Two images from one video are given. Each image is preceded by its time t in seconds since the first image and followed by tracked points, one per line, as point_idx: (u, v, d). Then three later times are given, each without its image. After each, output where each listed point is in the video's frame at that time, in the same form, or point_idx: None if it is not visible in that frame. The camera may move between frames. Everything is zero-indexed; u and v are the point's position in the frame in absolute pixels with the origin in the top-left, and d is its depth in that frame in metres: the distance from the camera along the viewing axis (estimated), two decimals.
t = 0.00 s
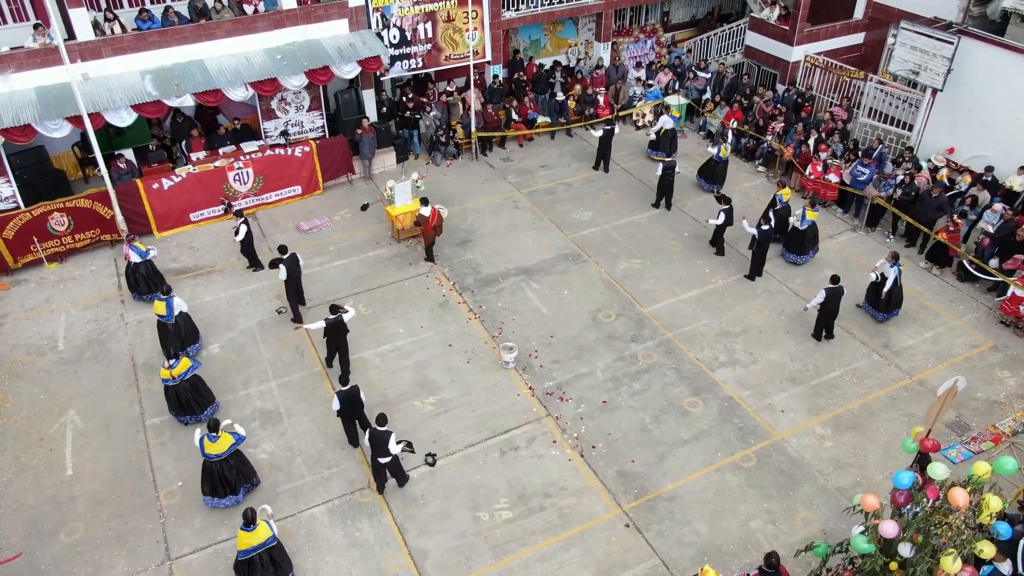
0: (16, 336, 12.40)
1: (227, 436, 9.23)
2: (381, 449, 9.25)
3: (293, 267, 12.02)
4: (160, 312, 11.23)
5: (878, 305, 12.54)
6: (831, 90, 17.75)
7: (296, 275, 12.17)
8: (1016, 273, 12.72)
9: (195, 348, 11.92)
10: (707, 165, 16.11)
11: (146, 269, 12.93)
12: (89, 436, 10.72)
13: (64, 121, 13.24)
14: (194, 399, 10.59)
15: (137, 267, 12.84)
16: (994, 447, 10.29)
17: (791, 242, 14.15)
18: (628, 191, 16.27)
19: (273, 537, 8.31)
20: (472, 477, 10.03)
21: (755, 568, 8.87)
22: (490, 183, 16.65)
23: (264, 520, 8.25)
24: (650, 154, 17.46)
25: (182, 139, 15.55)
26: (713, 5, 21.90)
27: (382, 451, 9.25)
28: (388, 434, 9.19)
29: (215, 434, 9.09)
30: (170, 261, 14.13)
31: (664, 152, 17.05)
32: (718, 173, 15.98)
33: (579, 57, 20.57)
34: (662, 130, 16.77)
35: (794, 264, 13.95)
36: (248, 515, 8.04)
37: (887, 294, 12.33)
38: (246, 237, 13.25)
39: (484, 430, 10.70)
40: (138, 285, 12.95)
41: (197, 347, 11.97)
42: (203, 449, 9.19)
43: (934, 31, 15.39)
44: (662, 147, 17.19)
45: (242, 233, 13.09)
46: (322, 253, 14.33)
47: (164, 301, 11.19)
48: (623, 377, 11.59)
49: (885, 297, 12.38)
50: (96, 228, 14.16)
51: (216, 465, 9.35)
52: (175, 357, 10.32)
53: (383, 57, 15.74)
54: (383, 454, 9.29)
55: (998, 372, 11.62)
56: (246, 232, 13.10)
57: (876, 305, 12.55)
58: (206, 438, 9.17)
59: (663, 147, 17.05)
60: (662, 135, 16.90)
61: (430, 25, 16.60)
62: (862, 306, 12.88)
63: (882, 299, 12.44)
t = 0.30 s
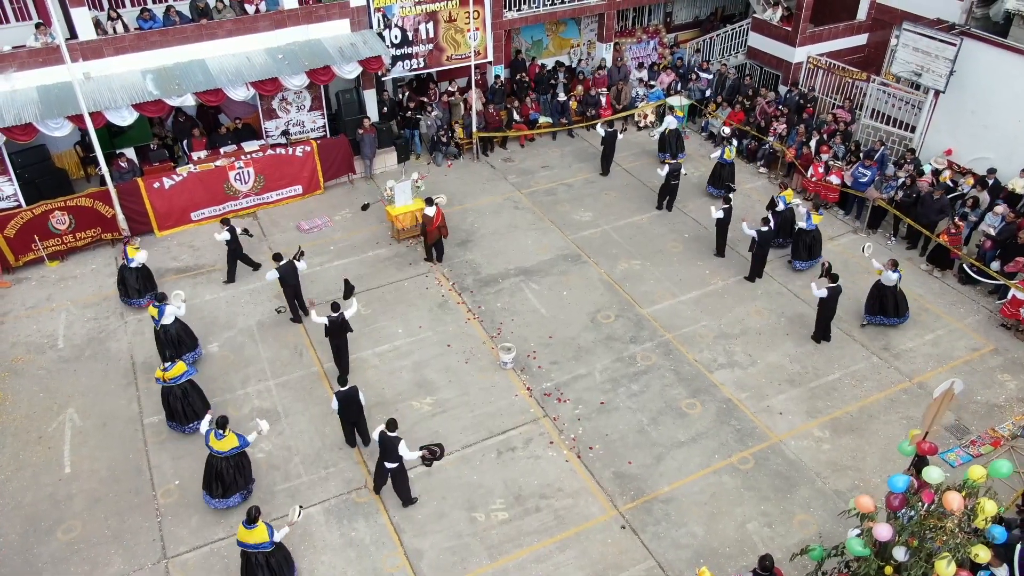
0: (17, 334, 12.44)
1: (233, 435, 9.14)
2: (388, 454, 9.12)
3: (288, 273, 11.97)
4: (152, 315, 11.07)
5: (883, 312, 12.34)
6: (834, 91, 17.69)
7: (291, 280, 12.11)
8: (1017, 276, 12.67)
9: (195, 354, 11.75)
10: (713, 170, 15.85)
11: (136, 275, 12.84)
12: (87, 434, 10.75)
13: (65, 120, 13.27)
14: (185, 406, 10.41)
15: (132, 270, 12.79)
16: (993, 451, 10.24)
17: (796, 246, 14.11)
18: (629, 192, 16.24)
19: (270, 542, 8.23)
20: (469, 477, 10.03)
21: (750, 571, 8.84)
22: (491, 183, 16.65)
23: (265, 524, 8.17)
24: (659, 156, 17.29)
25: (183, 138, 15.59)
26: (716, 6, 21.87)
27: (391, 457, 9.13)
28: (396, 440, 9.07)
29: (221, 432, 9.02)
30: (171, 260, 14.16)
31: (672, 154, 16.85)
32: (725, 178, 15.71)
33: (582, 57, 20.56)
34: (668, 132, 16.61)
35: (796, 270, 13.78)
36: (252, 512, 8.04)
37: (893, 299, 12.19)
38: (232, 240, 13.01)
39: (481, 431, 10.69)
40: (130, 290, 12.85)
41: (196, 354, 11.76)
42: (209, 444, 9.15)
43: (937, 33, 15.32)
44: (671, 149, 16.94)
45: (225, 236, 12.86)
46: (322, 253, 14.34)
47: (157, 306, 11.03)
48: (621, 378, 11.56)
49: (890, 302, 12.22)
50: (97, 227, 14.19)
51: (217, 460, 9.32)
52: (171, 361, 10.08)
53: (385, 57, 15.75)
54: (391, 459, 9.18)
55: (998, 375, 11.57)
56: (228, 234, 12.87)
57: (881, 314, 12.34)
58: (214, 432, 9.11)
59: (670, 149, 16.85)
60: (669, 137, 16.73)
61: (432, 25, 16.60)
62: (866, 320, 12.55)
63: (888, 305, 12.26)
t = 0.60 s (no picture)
0: (17, 332, 12.48)
1: (245, 431, 9.20)
2: (401, 451, 9.15)
3: (285, 281, 11.67)
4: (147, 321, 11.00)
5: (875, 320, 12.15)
6: (836, 92, 17.63)
7: (290, 292, 11.78)
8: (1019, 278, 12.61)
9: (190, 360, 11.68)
10: (721, 173, 15.75)
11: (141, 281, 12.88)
12: (86, 432, 10.78)
13: (67, 119, 13.30)
14: (180, 413, 10.33)
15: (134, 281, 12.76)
16: (992, 454, 10.20)
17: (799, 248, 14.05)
18: (630, 193, 16.22)
19: (269, 541, 8.24)
20: (466, 477, 10.03)
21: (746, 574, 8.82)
22: (492, 183, 16.65)
23: (268, 522, 8.17)
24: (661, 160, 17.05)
25: (185, 137, 15.65)
26: (719, 6, 21.82)
27: (405, 454, 9.15)
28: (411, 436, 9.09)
29: (233, 427, 9.09)
30: (171, 259, 14.19)
31: (675, 156, 16.66)
32: (734, 180, 15.62)
33: (584, 58, 20.56)
34: (672, 134, 16.42)
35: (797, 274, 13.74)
36: (256, 510, 8.03)
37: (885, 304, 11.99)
38: (217, 246, 12.82)
39: (479, 431, 10.69)
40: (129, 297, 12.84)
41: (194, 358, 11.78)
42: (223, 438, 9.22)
43: (940, 34, 15.38)
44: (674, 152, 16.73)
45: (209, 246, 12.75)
46: (322, 253, 14.35)
47: (152, 312, 10.93)
48: (619, 379, 11.55)
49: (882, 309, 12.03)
50: (98, 226, 14.23)
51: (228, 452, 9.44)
52: (177, 365, 10.09)
53: (386, 57, 15.76)
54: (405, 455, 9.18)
55: (999, 379, 11.51)
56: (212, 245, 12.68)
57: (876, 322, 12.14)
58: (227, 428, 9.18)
59: (674, 151, 16.64)
60: (672, 139, 16.54)
61: (433, 25, 16.61)
62: (867, 330, 12.30)
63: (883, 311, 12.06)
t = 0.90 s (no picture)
0: (17, 331, 12.52)
1: (260, 426, 9.27)
2: (417, 440, 9.35)
3: (282, 287, 11.59)
4: (150, 330, 10.74)
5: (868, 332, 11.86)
6: (838, 94, 17.57)
7: (284, 298, 11.72)
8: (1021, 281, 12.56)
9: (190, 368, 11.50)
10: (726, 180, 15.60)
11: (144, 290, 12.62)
12: (85, 430, 10.81)
13: (68, 118, 13.34)
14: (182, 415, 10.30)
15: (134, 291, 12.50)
16: (991, 457, 10.17)
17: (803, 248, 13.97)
18: (631, 194, 16.21)
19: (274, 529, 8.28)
20: (463, 478, 10.03)
21: None
22: (493, 183, 16.66)
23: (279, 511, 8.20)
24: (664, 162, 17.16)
25: (186, 136, 15.72)
26: (722, 7, 21.83)
27: (421, 443, 9.36)
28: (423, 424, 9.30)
29: (249, 422, 9.19)
30: (172, 258, 14.23)
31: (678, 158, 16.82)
32: (738, 187, 15.48)
33: (586, 58, 20.56)
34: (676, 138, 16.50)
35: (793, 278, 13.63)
36: (269, 499, 8.09)
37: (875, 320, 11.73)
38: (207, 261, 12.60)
39: (476, 431, 10.70)
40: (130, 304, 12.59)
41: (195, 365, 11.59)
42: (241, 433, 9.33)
43: (942, 35, 15.11)
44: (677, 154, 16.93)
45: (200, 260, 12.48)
46: (322, 252, 14.37)
47: (156, 321, 10.66)
48: (618, 380, 11.54)
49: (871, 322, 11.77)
50: (99, 225, 14.27)
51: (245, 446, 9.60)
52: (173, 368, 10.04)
53: (387, 57, 15.76)
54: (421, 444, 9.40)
55: (999, 381, 11.47)
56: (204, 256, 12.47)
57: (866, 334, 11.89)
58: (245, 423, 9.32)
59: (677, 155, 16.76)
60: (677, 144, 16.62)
61: (435, 25, 16.61)
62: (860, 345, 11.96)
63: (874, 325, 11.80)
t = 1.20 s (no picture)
0: (19, 329, 12.56)
1: (272, 425, 9.26)
2: (431, 427, 9.51)
3: (276, 295, 11.39)
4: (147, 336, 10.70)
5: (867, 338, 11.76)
6: (840, 95, 17.54)
7: (278, 306, 11.51)
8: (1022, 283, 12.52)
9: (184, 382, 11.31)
10: (727, 186, 15.41)
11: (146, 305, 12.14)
12: (85, 429, 10.84)
13: (70, 117, 13.38)
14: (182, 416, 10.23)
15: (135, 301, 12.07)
16: (991, 460, 10.13)
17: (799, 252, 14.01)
18: (632, 195, 16.20)
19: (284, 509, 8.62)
20: (461, 478, 10.03)
21: None
22: (494, 184, 16.66)
23: (287, 496, 8.51)
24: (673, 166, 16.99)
25: (189, 136, 15.79)
26: (726, 7, 21.80)
27: (433, 429, 9.51)
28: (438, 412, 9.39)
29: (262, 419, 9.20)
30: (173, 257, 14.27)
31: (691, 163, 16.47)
32: (738, 195, 15.26)
33: (588, 59, 20.54)
34: (687, 142, 16.26)
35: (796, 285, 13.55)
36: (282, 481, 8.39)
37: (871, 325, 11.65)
38: (187, 263, 12.35)
39: (474, 432, 10.70)
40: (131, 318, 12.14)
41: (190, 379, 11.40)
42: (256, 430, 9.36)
43: (945, 37, 15.03)
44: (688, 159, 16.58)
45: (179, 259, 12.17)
46: (322, 252, 14.39)
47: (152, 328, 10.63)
48: (617, 381, 11.53)
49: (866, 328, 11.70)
50: (101, 224, 14.31)
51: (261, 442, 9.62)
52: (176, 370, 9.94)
53: (388, 57, 15.75)
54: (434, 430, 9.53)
55: (999, 384, 11.43)
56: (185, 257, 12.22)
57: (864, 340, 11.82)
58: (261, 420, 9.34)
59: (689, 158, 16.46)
60: (689, 148, 16.34)
61: (436, 25, 16.79)
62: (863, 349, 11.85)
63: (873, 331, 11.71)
